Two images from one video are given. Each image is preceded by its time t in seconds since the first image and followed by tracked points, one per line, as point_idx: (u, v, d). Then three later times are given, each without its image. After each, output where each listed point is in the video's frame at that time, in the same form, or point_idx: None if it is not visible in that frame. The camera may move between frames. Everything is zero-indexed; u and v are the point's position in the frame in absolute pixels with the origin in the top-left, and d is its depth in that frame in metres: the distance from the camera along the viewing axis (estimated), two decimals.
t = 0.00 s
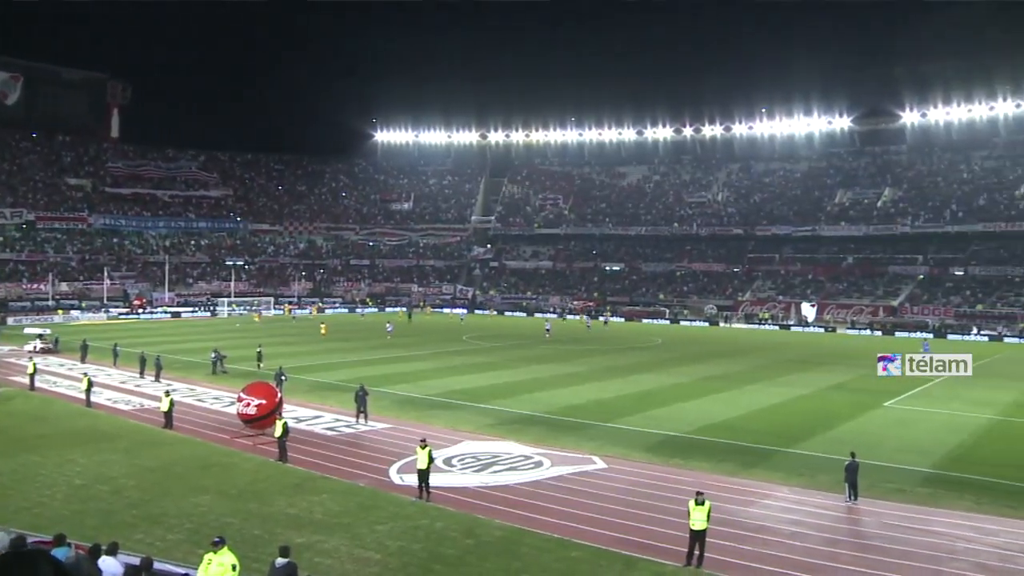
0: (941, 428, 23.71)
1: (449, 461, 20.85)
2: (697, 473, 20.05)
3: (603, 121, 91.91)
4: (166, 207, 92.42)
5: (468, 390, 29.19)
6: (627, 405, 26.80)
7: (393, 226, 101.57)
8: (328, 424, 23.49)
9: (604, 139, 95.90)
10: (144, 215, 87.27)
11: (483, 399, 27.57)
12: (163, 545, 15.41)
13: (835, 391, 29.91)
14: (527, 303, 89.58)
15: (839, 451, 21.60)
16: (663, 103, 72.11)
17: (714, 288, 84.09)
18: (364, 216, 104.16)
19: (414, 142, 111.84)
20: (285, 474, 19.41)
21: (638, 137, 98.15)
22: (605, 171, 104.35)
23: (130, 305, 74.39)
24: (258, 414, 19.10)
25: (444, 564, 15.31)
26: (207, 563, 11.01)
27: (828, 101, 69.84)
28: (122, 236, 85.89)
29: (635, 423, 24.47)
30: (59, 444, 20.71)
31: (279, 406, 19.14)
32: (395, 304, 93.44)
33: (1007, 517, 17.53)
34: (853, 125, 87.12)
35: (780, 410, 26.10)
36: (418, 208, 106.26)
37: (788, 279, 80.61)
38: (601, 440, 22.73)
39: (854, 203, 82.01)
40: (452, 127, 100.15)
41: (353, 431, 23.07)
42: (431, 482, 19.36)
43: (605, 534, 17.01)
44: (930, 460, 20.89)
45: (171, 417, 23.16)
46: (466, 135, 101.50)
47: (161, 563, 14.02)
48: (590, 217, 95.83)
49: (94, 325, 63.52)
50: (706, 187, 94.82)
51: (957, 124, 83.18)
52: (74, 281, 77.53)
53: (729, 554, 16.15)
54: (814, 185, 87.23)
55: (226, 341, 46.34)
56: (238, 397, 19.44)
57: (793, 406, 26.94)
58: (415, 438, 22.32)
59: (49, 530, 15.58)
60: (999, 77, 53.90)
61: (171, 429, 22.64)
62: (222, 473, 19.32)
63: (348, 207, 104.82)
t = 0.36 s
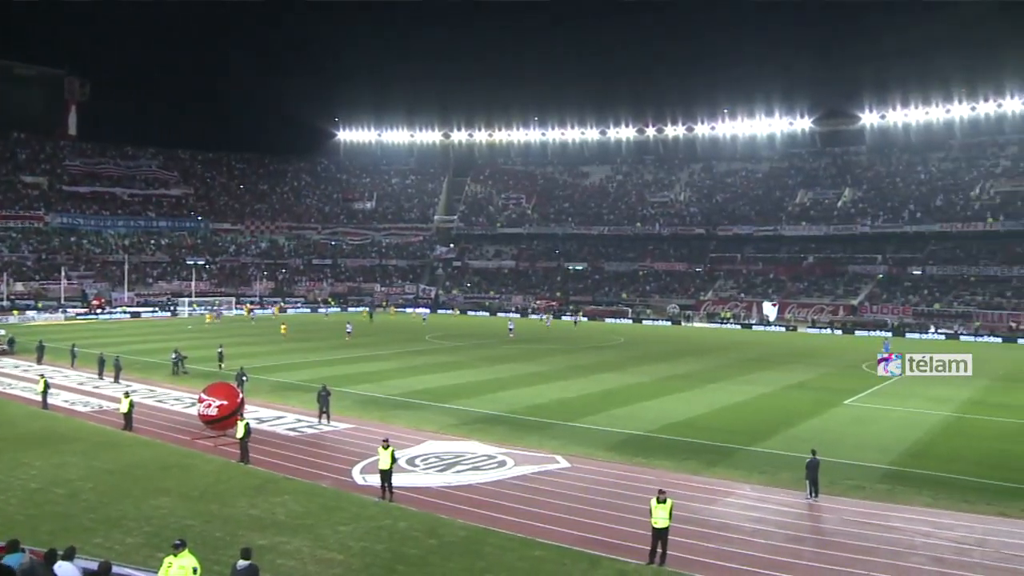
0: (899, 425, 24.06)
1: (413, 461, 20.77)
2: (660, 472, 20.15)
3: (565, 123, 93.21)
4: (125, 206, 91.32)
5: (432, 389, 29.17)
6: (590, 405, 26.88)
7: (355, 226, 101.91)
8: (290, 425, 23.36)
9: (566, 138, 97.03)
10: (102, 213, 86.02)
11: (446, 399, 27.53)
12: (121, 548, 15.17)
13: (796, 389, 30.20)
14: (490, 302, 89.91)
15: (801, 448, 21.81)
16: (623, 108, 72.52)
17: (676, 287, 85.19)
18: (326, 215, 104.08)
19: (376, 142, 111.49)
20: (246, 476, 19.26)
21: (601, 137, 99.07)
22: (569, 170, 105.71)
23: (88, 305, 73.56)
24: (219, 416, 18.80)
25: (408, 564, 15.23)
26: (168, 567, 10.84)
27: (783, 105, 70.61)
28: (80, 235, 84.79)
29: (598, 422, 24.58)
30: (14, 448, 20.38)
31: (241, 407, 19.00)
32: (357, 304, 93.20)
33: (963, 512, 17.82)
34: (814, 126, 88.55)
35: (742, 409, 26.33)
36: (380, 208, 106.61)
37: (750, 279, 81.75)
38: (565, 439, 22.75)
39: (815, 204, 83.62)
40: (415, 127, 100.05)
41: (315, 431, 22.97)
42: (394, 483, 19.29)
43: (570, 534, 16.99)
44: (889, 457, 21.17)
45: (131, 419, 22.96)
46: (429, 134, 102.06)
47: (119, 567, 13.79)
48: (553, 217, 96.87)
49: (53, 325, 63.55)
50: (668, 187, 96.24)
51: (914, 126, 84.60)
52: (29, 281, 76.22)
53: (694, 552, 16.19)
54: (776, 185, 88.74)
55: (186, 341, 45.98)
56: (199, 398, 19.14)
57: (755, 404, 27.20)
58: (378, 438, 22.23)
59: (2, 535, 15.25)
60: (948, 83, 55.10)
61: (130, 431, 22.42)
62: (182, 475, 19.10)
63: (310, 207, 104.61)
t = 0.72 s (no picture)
0: (854, 421, 24.41)
1: (372, 461, 20.67)
2: (619, 471, 20.20)
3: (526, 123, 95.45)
4: (79, 204, 89.99)
5: (391, 389, 29.09)
6: (549, 404, 26.96)
7: (314, 225, 102.27)
8: (248, 425, 23.20)
9: (526, 138, 98.88)
10: (55, 212, 84.57)
11: (405, 399, 27.50)
12: (74, 553, 14.89)
13: (753, 387, 30.52)
14: (448, 302, 90.54)
15: (760, 446, 22.00)
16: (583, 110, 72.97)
17: (635, 287, 86.53)
18: (285, 214, 103.92)
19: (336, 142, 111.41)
20: (204, 478, 19.06)
21: (562, 137, 100.22)
22: (529, 170, 107.83)
23: (42, 305, 71.97)
24: (179, 417, 18.66)
25: (368, 565, 15.13)
26: (122, 571, 10.62)
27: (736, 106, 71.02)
28: (31, 234, 83.19)
29: (558, 421, 24.63)
30: None
31: (197, 408, 18.84)
32: (316, 303, 93.12)
33: (917, 506, 18.10)
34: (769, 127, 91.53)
35: (700, 407, 26.56)
36: (339, 207, 106.85)
37: (709, 278, 83.55)
38: (524, 438, 22.79)
39: (774, 203, 86.58)
40: (376, 127, 100.07)
41: (273, 431, 22.83)
42: (353, 483, 19.19)
43: (530, 533, 17.01)
44: (845, 453, 21.44)
45: (85, 421, 22.68)
46: (389, 133, 102.72)
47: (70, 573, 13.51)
48: (512, 216, 97.76)
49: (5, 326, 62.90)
50: (626, 187, 98.08)
51: (869, 127, 87.77)
52: None
53: (652, 550, 16.27)
54: (734, 185, 91.07)
55: (141, 342, 45.55)
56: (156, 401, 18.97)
57: (713, 402, 27.43)
58: (337, 439, 22.13)
59: None
60: (894, 87, 56.58)
61: (84, 433, 22.15)
62: (138, 478, 18.86)
63: (268, 205, 104.39)
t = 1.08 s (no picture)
0: (807, 419, 24.75)
1: (330, 462, 20.54)
2: (577, 469, 20.28)
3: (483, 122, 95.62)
4: (29, 203, 88.40)
5: (349, 389, 29.05)
6: (508, 403, 26.99)
7: (270, 225, 101.73)
8: (203, 427, 23.00)
9: (483, 137, 99.02)
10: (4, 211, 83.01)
11: (363, 399, 27.39)
12: (23, 560, 14.59)
13: (710, 386, 30.78)
14: (406, 301, 90.74)
15: (717, 444, 22.17)
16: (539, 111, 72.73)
17: (592, 287, 87.18)
18: (241, 213, 103.13)
19: (294, 141, 110.62)
20: (158, 481, 18.84)
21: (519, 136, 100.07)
22: (486, 169, 107.92)
23: None
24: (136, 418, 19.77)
25: (325, 566, 15.00)
26: None
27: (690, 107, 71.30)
28: None
29: (515, 420, 24.68)
30: None
31: (151, 409, 19.86)
32: (273, 303, 93.10)
33: (869, 501, 18.38)
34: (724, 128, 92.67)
35: (656, 406, 26.78)
36: (297, 207, 106.30)
37: (667, 278, 84.54)
38: (482, 438, 22.79)
39: (730, 203, 86.07)
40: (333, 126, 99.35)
41: (229, 433, 22.65)
42: (311, 484, 19.07)
43: (489, 533, 17.00)
44: (801, 450, 21.67)
45: (36, 424, 22.37)
46: (346, 133, 102.22)
47: None
48: (471, 215, 96.74)
49: None
50: (584, 187, 98.54)
51: (825, 128, 88.85)
52: None
53: (610, 548, 16.34)
54: (691, 185, 91.60)
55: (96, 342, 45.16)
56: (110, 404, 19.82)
57: (670, 401, 27.66)
58: (294, 440, 21.99)
59: None
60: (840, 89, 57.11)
61: (34, 436, 21.85)
62: (90, 482, 18.57)
63: (224, 204, 103.53)
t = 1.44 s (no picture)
0: (757, 416, 25.05)
1: (280, 463, 20.31)
2: (529, 468, 20.30)
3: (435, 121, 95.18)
4: None
5: (299, 389, 28.89)
6: (460, 403, 26.95)
7: (219, 223, 98.87)
8: (151, 429, 22.71)
9: (434, 135, 98.72)
10: None
11: (314, 399, 27.19)
12: None
13: (661, 384, 31.01)
14: (357, 301, 89.91)
15: (671, 442, 22.30)
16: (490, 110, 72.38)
17: (545, 286, 87.21)
18: (189, 212, 100.49)
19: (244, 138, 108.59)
20: (104, 485, 18.51)
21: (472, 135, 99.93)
22: (438, 169, 107.03)
23: None
24: (80, 420, 20.49)
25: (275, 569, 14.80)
26: None
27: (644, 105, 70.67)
28: None
29: (467, 419, 24.68)
30: None
31: (97, 411, 20.67)
32: (222, 303, 90.67)
33: (817, 496, 18.64)
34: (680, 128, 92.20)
35: (608, 404, 26.95)
36: (247, 205, 103.94)
37: (618, 276, 85.20)
38: (435, 437, 22.73)
39: (682, 203, 87.87)
40: (283, 124, 98.32)
41: (178, 434, 22.41)
42: (261, 486, 18.86)
43: (441, 533, 16.93)
44: (752, 448, 21.86)
45: None
46: (297, 131, 101.07)
47: None
48: (422, 215, 96.42)
49: None
50: (537, 187, 98.42)
51: (775, 128, 89.47)
52: None
53: (562, 546, 16.35)
54: (643, 185, 92.32)
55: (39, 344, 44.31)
56: (54, 405, 20.48)
57: (621, 399, 27.83)
58: (244, 441, 21.79)
59: None
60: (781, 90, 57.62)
61: None
62: (34, 488, 18.17)
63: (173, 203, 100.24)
